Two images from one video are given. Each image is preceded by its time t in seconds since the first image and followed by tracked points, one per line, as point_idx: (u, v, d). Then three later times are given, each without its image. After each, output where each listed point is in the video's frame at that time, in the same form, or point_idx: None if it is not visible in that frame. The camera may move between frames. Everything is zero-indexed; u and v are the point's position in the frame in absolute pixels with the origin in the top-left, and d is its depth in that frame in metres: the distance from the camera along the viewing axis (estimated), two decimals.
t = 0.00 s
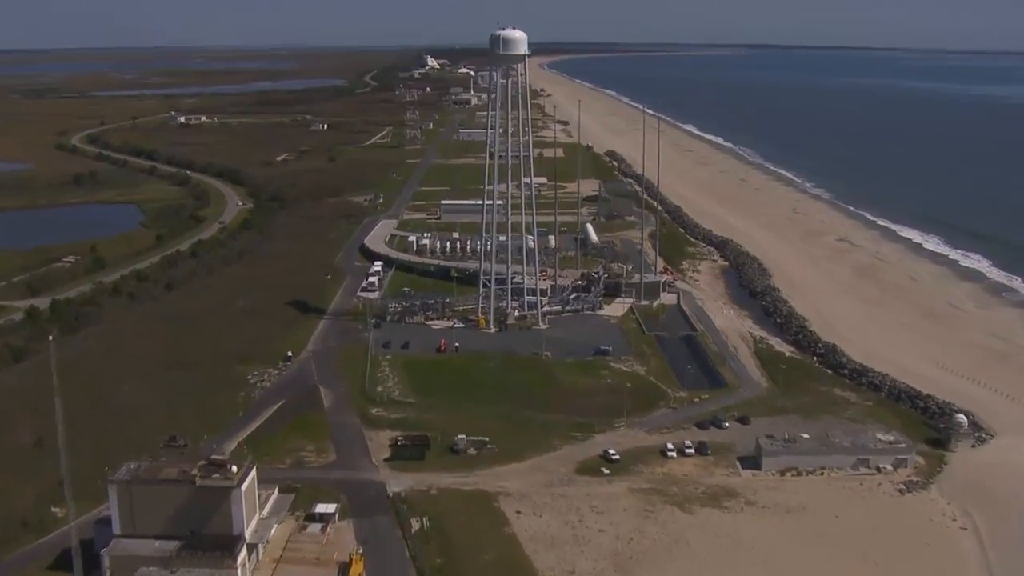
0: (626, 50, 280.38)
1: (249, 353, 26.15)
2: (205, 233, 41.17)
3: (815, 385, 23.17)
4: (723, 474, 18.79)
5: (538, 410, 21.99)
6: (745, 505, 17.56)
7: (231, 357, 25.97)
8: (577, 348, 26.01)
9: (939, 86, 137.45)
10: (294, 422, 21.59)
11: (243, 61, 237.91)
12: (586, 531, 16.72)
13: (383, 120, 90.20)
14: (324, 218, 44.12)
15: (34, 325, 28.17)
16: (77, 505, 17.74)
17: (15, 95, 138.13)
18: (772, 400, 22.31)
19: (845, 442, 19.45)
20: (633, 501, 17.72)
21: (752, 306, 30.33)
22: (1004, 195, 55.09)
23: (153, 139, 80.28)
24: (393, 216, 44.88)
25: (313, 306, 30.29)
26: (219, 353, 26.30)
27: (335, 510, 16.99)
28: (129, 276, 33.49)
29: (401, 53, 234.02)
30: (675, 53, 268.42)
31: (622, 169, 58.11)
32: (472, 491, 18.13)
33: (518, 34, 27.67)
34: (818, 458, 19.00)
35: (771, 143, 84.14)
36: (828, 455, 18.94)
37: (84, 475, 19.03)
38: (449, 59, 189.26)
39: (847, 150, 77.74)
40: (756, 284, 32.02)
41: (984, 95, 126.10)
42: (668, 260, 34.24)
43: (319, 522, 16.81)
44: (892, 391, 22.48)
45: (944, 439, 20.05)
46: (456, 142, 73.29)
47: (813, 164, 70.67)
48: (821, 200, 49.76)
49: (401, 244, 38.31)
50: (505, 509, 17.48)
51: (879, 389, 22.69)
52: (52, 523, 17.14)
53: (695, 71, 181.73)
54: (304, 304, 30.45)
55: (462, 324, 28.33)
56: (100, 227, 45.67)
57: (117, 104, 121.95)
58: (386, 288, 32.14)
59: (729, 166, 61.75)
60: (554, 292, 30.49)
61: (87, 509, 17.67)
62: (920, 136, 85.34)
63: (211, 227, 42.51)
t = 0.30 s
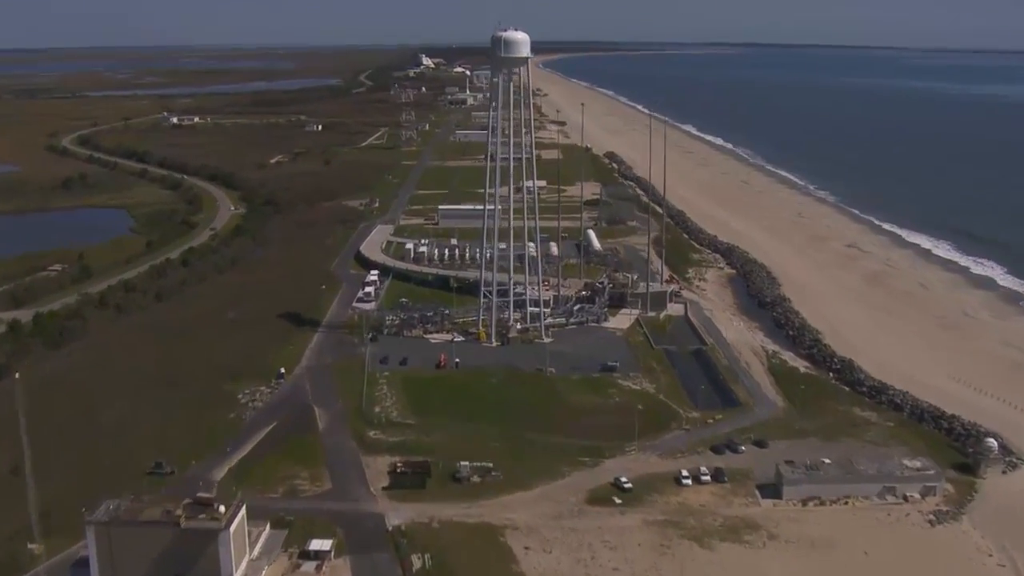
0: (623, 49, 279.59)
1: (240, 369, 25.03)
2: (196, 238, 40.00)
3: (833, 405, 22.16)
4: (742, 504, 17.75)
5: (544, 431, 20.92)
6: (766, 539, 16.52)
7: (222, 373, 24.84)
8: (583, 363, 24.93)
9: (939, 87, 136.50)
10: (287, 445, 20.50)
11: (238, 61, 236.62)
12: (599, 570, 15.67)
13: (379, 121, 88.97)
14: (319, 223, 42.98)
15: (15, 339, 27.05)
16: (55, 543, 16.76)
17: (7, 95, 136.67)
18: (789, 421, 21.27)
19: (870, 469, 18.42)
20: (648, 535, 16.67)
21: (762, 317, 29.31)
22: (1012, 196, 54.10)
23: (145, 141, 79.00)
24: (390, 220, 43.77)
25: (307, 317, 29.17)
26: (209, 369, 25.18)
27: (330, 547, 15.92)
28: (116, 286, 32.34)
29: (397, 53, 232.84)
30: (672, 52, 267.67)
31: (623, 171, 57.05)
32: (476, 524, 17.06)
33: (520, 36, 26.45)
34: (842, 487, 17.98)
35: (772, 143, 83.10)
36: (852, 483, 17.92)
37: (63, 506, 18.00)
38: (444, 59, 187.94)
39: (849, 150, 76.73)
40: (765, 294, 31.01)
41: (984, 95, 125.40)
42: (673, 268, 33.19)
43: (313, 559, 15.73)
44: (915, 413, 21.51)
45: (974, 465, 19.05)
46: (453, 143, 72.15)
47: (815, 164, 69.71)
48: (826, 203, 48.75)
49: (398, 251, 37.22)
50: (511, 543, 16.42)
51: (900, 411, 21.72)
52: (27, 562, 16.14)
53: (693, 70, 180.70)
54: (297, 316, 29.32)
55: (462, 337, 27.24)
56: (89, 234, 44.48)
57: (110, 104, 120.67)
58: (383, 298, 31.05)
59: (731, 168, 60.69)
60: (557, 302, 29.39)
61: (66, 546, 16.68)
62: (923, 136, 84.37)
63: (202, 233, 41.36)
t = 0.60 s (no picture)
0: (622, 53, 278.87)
1: (234, 393, 23.94)
2: (191, 250, 38.90)
3: (858, 431, 21.13)
4: (768, 542, 16.69)
5: (555, 461, 19.85)
6: None
7: (216, 397, 23.76)
8: (594, 385, 23.88)
9: (941, 90, 135.42)
10: (283, 477, 19.44)
11: (237, 65, 235.59)
12: None
13: (379, 126, 87.91)
14: (317, 233, 41.88)
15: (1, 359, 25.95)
16: None
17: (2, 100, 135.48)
18: (813, 449, 20.23)
19: (903, 504, 17.35)
20: None
21: (778, 334, 28.29)
22: None
23: (141, 146, 77.86)
24: (390, 230, 42.67)
25: (305, 335, 28.09)
26: (202, 392, 24.11)
27: None
28: (107, 301, 31.25)
29: (396, 56, 231.94)
30: (672, 55, 266.77)
31: (627, 178, 56.00)
32: (485, 567, 15.98)
33: (528, 42, 25.09)
34: (874, 524, 16.89)
35: (776, 147, 82.03)
36: (885, 519, 16.86)
37: (45, 547, 16.94)
38: (443, 62, 186.93)
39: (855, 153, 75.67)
40: (780, 309, 29.98)
41: (988, 98, 124.38)
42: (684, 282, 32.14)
43: None
44: (947, 441, 20.53)
45: (1012, 499, 18.05)
46: (453, 149, 71.09)
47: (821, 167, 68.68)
48: (836, 211, 47.73)
49: (399, 263, 36.15)
50: None
51: (931, 439, 20.73)
52: None
53: (693, 73, 179.77)
54: (295, 333, 28.25)
55: (466, 356, 26.18)
56: (81, 245, 43.40)
57: (108, 109, 119.69)
58: (383, 314, 29.97)
59: (737, 175, 59.65)
60: (565, 318, 28.33)
61: None
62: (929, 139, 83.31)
63: (197, 244, 40.27)
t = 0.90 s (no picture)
0: (622, 56, 278.26)
1: (229, 417, 22.88)
2: (186, 261, 37.83)
3: (886, 460, 20.07)
4: None
5: (567, 494, 18.78)
6: None
7: (210, 422, 22.68)
8: (606, 408, 22.81)
9: (945, 94, 134.33)
10: (281, 511, 18.37)
11: (234, 69, 234.14)
12: None
13: (378, 131, 86.86)
14: (316, 244, 40.78)
15: None
16: None
17: None
18: (841, 480, 19.16)
19: (940, 543, 16.28)
20: None
21: (795, 353, 27.24)
22: None
23: (137, 152, 76.75)
24: (390, 240, 41.56)
25: (303, 354, 27.01)
26: (195, 417, 23.03)
27: None
28: (98, 316, 30.17)
29: (396, 60, 231.06)
30: (672, 59, 266.10)
31: (632, 185, 54.95)
32: None
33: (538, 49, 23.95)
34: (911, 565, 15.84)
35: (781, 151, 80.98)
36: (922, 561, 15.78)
37: None
38: (442, 66, 186.13)
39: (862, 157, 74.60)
40: (796, 325, 28.93)
41: (992, 102, 123.35)
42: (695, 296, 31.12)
43: None
44: (980, 471, 19.51)
45: None
46: (454, 155, 70.04)
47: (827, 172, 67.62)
48: (847, 220, 46.67)
49: (400, 275, 35.08)
50: None
51: (962, 468, 19.72)
52: None
53: (694, 77, 178.89)
54: (293, 352, 27.17)
55: (472, 377, 25.12)
56: (73, 255, 42.32)
57: (105, 114, 118.60)
58: (385, 330, 28.88)
59: (744, 181, 58.60)
60: (574, 335, 27.27)
61: None
62: (936, 143, 82.22)
63: (192, 255, 39.18)
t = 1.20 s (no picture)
0: (622, 60, 277.36)
1: (223, 444, 21.78)
2: (181, 273, 36.72)
3: (917, 494, 18.99)
4: None
5: (581, 530, 17.69)
6: None
7: (202, 449, 21.58)
8: (619, 435, 21.70)
9: (948, 98, 133.45)
10: (277, 550, 17.25)
11: (232, 72, 233.09)
12: None
13: (378, 137, 85.79)
14: (315, 255, 39.66)
15: None
16: None
17: None
18: (872, 515, 18.07)
19: None
20: None
21: (814, 373, 26.19)
22: None
23: (133, 158, 75.61)
24: (391, 251, 40.44)
25: (302, 374, 25.91)
26: (187, 443, 21.93)
27: None
28: (88, 332, 29.07)
29: (395, 63, 230.05)
30: (672, 63, 265.20)
31: (636, 193, 53.93)
32: None
33: (548, 56, 22.85)
34: None
35: (786, 155, 79.91)
36: None
37: None
38: (442, 69, 185.16)
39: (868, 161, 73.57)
40: (814, 342, 27.88)
41: (996, 107, 122.21)
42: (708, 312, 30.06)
43: None
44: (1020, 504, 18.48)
45: None
46: (455, 161, 68.97)
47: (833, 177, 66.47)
48: (858, 229, 45.64)
49: (401, 289, 34.00)
50: None
51: (1000, 501, 18.69)
52: None
53: (695, 81, 178.01)
54: (291, 372, 26.05)
55: (479, 399, 24.03)
56: (66, 266, 41.22)
57: (102, 118, 117.47)
58: (386, 348, 27.79)
59: (750, 189, 57.55)
60: (584, 354, 26.18)
61: None
62: (942, 147, 81.14)
63: (187, 266, 38.08)
